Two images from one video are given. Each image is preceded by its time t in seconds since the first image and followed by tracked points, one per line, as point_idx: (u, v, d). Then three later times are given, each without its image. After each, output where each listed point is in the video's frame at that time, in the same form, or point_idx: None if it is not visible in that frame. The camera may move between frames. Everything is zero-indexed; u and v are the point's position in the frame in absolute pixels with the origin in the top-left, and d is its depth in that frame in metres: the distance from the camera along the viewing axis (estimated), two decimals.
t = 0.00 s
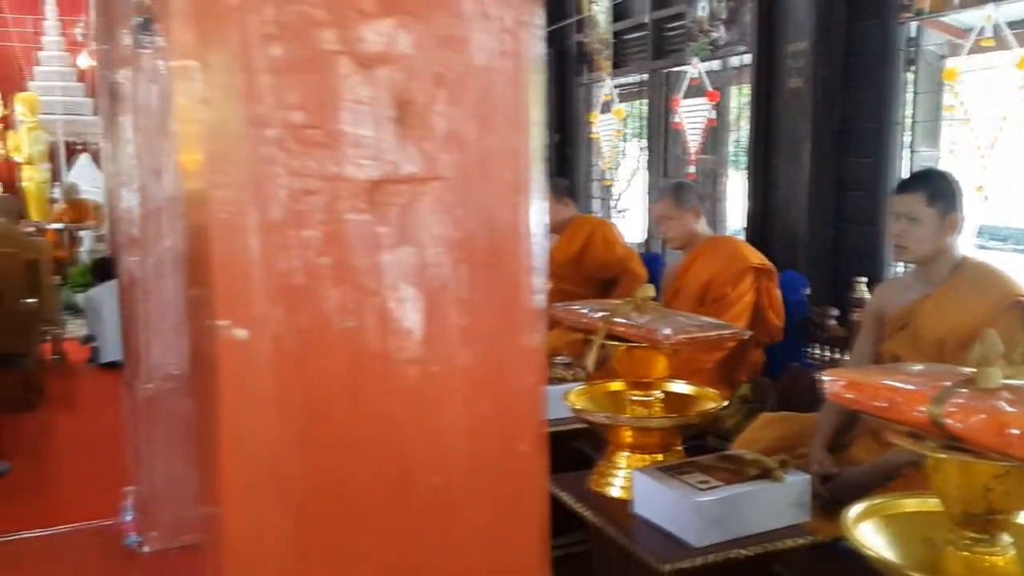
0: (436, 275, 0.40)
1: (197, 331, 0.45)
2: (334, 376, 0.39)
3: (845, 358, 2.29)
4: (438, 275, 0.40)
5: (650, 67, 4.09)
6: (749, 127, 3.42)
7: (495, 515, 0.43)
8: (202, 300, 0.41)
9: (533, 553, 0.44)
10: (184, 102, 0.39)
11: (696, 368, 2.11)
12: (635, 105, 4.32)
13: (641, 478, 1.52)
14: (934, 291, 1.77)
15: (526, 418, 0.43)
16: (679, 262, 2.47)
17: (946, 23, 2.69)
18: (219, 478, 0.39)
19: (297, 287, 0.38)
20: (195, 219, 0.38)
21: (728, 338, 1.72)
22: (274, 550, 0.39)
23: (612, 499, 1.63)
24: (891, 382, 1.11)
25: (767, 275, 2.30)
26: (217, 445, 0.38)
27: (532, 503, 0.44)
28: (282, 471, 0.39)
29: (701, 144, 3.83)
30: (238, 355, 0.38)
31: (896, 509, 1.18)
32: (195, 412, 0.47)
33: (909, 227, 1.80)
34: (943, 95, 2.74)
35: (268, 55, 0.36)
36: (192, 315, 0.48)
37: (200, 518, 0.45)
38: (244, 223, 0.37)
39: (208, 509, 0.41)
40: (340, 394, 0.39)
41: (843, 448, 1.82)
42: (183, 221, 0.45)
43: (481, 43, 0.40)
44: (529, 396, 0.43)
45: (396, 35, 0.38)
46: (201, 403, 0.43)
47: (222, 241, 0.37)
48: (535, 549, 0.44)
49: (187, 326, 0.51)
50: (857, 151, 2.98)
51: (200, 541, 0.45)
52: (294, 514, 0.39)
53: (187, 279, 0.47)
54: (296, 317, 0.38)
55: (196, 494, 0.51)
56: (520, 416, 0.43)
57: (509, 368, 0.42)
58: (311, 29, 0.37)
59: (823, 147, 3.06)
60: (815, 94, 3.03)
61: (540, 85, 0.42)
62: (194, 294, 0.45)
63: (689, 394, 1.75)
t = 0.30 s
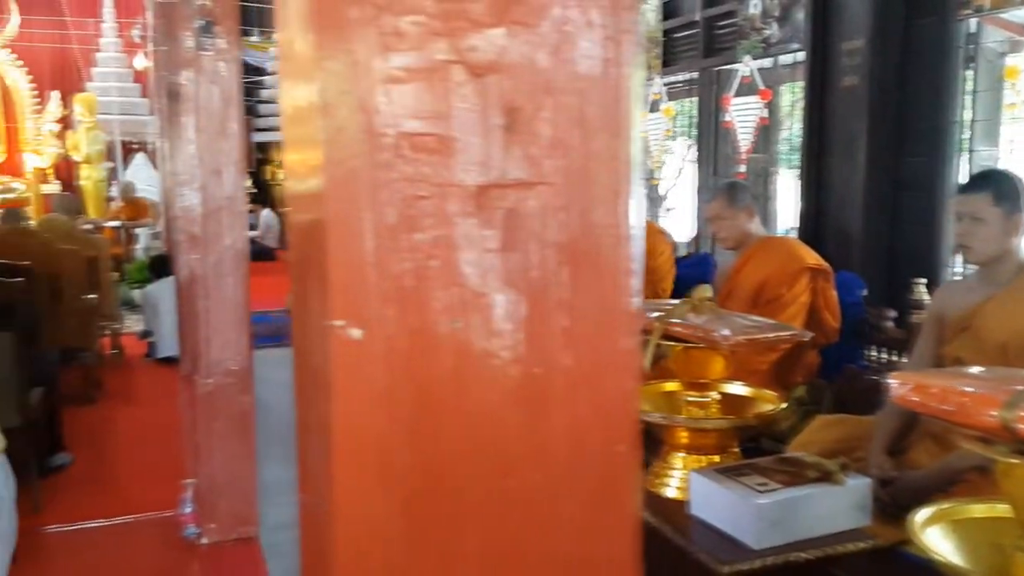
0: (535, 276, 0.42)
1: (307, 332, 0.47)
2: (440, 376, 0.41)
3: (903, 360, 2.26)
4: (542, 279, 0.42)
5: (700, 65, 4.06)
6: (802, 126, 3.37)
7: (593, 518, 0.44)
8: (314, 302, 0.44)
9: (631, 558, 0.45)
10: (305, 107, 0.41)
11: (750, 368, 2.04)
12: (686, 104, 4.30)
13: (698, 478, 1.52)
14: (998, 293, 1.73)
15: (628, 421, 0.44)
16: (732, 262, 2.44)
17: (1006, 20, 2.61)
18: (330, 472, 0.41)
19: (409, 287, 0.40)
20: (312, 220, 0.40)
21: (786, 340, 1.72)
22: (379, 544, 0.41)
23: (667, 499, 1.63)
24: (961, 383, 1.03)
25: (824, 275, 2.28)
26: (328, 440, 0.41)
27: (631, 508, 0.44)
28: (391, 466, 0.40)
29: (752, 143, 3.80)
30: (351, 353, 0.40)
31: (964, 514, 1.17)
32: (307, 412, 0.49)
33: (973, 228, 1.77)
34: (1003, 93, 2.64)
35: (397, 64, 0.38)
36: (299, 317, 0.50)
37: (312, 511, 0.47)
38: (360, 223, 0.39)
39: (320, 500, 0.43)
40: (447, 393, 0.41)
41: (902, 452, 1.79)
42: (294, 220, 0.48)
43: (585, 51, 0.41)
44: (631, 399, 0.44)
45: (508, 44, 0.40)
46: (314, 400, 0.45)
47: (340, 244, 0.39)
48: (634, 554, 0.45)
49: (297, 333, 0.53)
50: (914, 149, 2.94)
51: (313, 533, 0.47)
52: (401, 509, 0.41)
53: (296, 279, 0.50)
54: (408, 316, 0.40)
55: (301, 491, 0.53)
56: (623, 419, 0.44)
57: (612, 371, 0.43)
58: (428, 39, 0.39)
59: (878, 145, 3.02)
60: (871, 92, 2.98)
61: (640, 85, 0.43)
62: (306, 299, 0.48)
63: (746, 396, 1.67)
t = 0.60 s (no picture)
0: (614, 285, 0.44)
1: (388, 339, 0.50)
2: (524, 384, 0.44)
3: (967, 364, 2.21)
4: (623, 284, 0.44)
5: (755, 62, 4.00)
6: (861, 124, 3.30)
7: (670, 518, 0.46)
8: (399, 309, 0.46)
9: (708, 556, 0.47)
10: (392, 109, 0.44)
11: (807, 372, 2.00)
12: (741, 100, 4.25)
13: (757, 483, 1.49)
14: None
15: (705, 426, 0.46)
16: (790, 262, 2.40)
17: None
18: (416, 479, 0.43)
19: (492, 289, 0.42)
20: (400, 217, 0.44)
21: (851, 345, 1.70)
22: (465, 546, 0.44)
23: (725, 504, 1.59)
24: None
25: (885, 276, 2.23)
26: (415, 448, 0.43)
27: (709, 509, 0.47)
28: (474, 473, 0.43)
29: (808, 140, 3.74)
30: (438, 360, 0.43)
31: None
32: (384, 418, 0.52)
33: None
34: None
35: (492, 63, 0.41)
36: (378, 323, 0.53)
37: (391, 514, 0.50)
38: (445, 223, 0.42)
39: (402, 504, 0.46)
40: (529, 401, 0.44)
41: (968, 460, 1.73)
42: (377, 218, 0.51)
43: (672, 53, 0.43)
44: (708, 404, 0.46)
45: (597, 48, 0.42)
46: (395, 409, 0.48)
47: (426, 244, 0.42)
48: (714, 552, 0.47)
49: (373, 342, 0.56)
50: (979, 148, 2.85)
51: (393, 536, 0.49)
52: (484, 514, 0.44)
53: (376, 280, 0.53)
54: (497, 324, 0.43)
55: (377, 490, 0.55)
56: (702, 424, 0.46)
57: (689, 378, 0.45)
58: (518, 42, 0.42)
59: (941, 145, 2.93)
60: (933, 89, 2.90)
61: (731, 87, 0.45)
62: (386, 309, 0.50)
63: (806, 400, 1.65)
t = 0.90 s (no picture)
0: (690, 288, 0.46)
1: (457, 344, 0.53)
2: (605, 392, 0.46)
3: None
4: (702, 285, 0.46)
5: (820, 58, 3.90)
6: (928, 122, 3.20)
7: (750, 519, 0.49)
8: (472, 314, 0.49)
9: (786, 554, 0.50)
10: (468, 110, 0.46)
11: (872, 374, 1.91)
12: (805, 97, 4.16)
13: (820, 489, 1.36)
14: None
15: (784, 431, 0.48)
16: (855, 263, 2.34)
17: None
18: (499, 482, 0.46)
19: (571, 290, 0.45)
20: (477, 216, 0.46)
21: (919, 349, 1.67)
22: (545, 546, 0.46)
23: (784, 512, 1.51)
24: None
25: (956, 277, 2.17)
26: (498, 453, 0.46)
27: (789, 510, 0.49)
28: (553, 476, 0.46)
29: (874, 138, 3.66)
30: (520, 366, 0.45)
31: None
32: (454, 422, 0.54)
33: None
34: None
35: (579, 61, 0.43)
36: (446, 323, 0.55)
37: (464, 518, 0.52)
38: (524, 223, 0.44)
39: (481, 507, 0.48)
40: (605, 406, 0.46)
41: None
42: (446, 224, 0.53)
43: (749, 53, 0.44)
44: (787, 409, 0.48)
45: (680, 46, 0.44)
46: (469, 415, 0.50)
47: (507, 247, 0.44)
48: (793, 550, 0.50)
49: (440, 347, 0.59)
50: None
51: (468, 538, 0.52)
52: (563, 517, 0.46)
53: (445, 296, 0.55)
54: (578, 327, 0.45)
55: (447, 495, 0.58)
56: (779, 429, 0.48)
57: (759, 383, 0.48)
58: (599, 40, 0.43)
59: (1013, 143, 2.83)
60: (1005, 86, 2.81)
61: (814, 87, 0.47)
62: (455, 313, 0.53)
63: (872, 405, 1.63)
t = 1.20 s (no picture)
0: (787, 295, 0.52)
1: (553, 343, 0.61)
2: (706, 407, 0.53)
3: None
4: (796, 297, 0.53)
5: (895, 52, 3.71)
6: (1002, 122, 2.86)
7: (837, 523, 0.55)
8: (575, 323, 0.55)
9: (870, 553, 0.56)
10: (572, 121, 0.54)
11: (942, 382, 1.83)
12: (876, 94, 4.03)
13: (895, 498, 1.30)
14: None
15: (873, 442, 0.55)
16: (925, 266, 2.28)
17: None
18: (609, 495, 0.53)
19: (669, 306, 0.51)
20: (579, 226, 0.53)
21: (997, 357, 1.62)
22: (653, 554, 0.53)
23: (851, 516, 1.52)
24: None
25: None
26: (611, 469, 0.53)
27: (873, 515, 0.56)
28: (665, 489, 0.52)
29: (943, 137, 3.55)
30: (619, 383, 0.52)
31: None
32: (556, 436, 0.61)
33: None
34: None
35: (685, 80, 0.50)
36: (543, 322, 0.63)
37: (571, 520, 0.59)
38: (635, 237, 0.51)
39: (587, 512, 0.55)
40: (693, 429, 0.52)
41: None
42: (548, 222, 0.60)
43: (838, 66, 0.51)
44: (876, 421, 0.55)
45: (780, 66, 0.50)
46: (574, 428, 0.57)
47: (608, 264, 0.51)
48: (873, 549, 0.56)
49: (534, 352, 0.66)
50: None
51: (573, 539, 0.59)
52: (658, 519, 0.53)
53: (543, 295, 0.62)
54: (677, 336, 0.52)
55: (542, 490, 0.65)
56: (866, 442, 0.55)
57: (825, 405, 0.54)
58: (699, 58, 0.50)
59: None
60: None
61: (909, 108, 0.54)
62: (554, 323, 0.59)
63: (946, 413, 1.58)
